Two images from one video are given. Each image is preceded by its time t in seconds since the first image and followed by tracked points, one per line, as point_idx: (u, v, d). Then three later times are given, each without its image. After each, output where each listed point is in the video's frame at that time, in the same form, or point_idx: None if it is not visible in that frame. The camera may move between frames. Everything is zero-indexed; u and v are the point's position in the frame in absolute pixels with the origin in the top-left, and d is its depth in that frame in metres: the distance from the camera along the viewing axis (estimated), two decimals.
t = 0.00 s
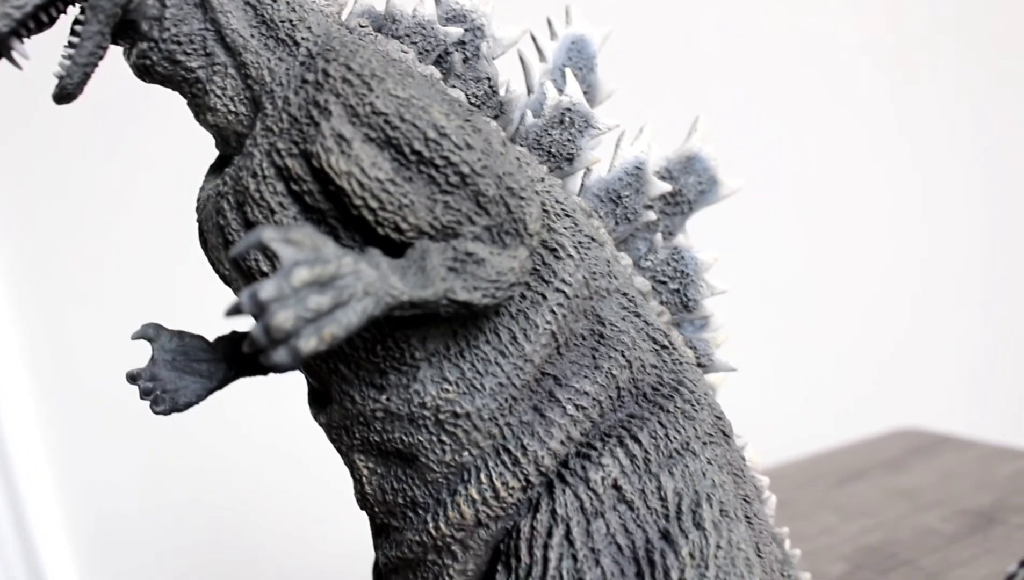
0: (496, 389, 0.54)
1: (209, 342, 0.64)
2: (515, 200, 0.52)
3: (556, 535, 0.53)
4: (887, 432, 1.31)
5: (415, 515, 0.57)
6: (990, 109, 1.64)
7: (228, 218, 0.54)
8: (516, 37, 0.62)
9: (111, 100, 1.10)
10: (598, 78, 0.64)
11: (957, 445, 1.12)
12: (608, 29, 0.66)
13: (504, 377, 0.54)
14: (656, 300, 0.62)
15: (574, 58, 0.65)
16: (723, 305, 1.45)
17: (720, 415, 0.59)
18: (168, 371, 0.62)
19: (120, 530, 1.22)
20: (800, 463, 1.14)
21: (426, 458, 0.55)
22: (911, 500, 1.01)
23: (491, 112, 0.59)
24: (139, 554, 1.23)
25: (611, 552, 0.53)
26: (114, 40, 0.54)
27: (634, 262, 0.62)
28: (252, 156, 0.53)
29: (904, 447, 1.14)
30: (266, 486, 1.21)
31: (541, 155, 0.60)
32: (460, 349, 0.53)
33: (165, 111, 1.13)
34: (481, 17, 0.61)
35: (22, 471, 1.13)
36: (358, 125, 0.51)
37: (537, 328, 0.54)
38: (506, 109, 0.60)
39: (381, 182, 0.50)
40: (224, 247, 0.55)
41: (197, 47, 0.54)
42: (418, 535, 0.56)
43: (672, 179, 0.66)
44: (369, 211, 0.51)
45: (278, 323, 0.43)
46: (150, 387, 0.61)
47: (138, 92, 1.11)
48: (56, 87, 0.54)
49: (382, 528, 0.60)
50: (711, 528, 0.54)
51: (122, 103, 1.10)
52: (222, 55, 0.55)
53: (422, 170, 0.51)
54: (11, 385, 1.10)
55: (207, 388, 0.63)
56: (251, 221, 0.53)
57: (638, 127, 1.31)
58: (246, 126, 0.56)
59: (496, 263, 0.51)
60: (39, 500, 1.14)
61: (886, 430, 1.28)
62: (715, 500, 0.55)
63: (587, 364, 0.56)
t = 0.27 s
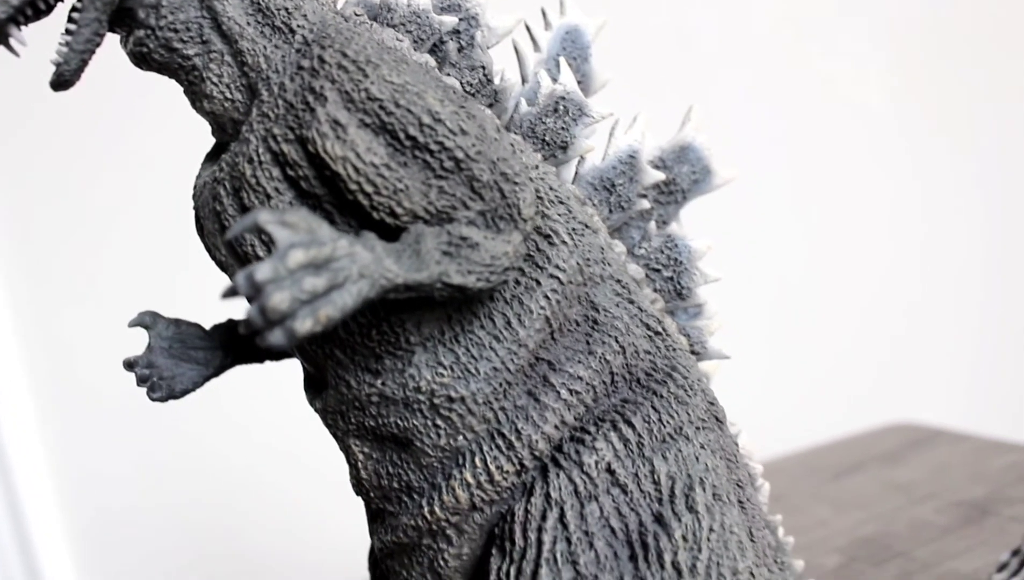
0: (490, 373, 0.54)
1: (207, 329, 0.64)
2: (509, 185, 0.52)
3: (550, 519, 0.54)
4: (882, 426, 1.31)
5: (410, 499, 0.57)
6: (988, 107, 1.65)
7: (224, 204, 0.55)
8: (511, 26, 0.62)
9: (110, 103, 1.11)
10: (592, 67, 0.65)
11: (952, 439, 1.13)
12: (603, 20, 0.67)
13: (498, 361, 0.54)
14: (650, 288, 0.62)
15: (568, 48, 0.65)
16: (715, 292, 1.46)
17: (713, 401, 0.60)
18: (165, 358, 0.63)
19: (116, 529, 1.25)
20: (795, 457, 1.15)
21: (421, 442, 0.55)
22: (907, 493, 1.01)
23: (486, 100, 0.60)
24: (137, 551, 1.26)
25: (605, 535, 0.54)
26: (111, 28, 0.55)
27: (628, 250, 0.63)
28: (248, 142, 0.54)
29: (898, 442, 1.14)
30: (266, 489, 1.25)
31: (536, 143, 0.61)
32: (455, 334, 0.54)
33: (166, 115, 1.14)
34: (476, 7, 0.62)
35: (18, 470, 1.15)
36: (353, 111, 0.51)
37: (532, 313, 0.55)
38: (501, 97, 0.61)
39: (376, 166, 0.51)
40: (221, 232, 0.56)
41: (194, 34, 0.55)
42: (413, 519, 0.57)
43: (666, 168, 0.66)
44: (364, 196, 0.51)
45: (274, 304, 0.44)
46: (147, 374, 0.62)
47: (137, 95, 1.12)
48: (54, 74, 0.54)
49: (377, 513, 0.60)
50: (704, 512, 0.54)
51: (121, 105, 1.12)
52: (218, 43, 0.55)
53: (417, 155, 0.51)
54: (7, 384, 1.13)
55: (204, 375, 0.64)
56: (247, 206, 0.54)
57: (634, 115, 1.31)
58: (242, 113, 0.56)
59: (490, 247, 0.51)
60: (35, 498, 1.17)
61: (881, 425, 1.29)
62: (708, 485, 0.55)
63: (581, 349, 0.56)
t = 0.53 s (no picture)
0: (486, 363, 0.54)
1: (203, 321, 0.65)
2: (504, 175, 0.52)
3: (545, 508, 0.54)
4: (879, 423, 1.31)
5: (406, 490, 0.57)
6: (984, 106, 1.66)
7: (221, 194, 0.55)
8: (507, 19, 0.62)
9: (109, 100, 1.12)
10: (588, 60, 0.65)
11: (948, 435, 1.13)
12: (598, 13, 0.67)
13: (494, 351, 0.54)
14: (645, 279, 0.63)
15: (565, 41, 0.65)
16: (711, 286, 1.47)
17: (708, 391, 0.60)
18: (162, 350, 0.63)
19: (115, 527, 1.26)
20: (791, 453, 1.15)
21: (417, 432, 0.55)
22: (902, 489, 1.02)
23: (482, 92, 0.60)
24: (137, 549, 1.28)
25: (600, 524, 0.54)
26: (108, 19, 0.55)
27: (624, 242, 0.63)
28: (244, 133, 0.54)
29: (892, 439, 1.15)
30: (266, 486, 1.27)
31: (532, 135, 0.61)
32: (450, 324, 0.54)
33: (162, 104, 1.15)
34: None
35: (17, 471, 1.16)
36: (349, 101, 0.51)
37: (527, 304, 0.55)
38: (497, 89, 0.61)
39: (372, 156, 0.51)
40: (217, 222, 0.56)
41: (190, 26, 0.55)
42: (409, 509, 0.57)
43: (662, 161, 0.66)
44: (360, 185, 0.51)
45: (270, 292, 0.44)
46: (143, 365, 0.62)
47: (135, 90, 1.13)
48: (51, 65, 0.54)
49: (373, 504, 0.60)
50: (699, 501, 0.54)
51: (120, 102, 1.12)
52: (215, 35, 0.55)
53: (412, 145, 0.51)
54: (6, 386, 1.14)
55: (201, 367, 0.64)
56: (243, 196, 0.54)
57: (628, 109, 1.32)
58: (239, 103, 0.56)
59: (485, 237, 0.51)
60: (34, 498, 1.18)
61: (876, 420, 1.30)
62: (703, 475, 0.55)
63: (577, 340, 0.56)
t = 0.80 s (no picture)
0: (479, 354, 0.55)
1: (199, 313, 0.65)
2: (497, 166, 0.53)
3: (538, 498, 0.54)
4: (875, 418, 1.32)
5: (400, 480, 0.58)
6: (981, 102, 1.66)
7: (215, 186, 0.55)
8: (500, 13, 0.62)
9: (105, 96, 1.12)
10: (582, 54, 0.65)
11: (944, 430, 1.14)
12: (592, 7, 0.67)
13: (487, 342, 0.55)
14: (639, 272, 0.63)
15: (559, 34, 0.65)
16: (707, 279, 1.48)
17: (701, 382, 0.60)
18: (157, 342, 0.63)
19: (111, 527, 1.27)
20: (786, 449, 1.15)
21: (410, 422, 0.56)
22: (896, 484, 1.02)
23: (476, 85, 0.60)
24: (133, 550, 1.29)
25: (593, 515, 0.54)
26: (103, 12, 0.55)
27: (617, 235, 0.63)
28: (238, 125, 0.54)
29: (886, 435, 1.15)
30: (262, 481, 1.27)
31: (525, 127, 0.61)
32: (444, 315, 0.54)
33: (159, 106, 1.15)
34: None
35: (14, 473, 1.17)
36: (342, 93, 0.52)
37: (520, 295, 0.55)
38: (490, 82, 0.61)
39: (365, 148, 0.51)
40: (212, 214, 0.56)
41: (185, 19, 0.55)
42: (403, 500, 0.57)
43: (656, 154, 0.67)
44: (353, 177, 0.52)
45: (263, 281, 0.44)
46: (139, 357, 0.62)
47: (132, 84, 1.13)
48: (46, 58, 0.55)
49: (368, 495, 0.61)
50: (690, 491, 0.55)
51: (116, 97, 1.12)
52: (209, 27, 0.56)
53: (406, 137, 0.52)
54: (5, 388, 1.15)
55: (196, 359, 0.64)
56: (238, 188, 0.54)
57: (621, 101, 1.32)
58: (233, 96, 0.56)
59: (478, 228, 0.52)
60: (32, 498, 1.19)
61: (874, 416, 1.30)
62: (695, 465, 0.56)
63: (570, 331, 0.56)
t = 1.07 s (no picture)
0: (474, 343, 0.55)
1: (195, 305, 0.65)
2: (491, 155, 0.53)
3: (533, 487, 0.54)
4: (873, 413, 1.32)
5: (395, 470, 0.58)
6: (982, 102, 1.66)
7: (211, 175, 0.55)
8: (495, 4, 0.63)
9: (104, 93, 1.13)
10: (577, 46, 0.65)
11: (940, 425, 1.14)
12: None
13: (482, 332, 0.55)
14: (634, 262, 0.63)
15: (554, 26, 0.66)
16: (704, 270, 1.48)
17: (696, 372, 0.60)
18: (154, 333, 0.63)
19: (111, 526, 1.27)
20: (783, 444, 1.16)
21: (406, 412, 0.56)
22: (892, 478, 1.02)
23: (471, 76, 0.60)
24: (133, 550, 1.29)
25: (587, 503, 0.54)
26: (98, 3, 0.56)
27: (612, 226, 0.63)
28: (234, 115, 0.54)
29: (883, 430, 1.15)
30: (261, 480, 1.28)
31: (520, 119, 0.61)
32: (439, 304, 0.54)
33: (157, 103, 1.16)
34: None
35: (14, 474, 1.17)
36: (337, 83, 0.52)
37: (515, 285, 0.55)
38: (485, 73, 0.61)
39: (360, 137, 0.51)
40: (207, 204, 0.56)
41: (180, 10, 0.56)
42: (398, 489, 0.57)
43: (651, 145, 0.67)
44: (348, 165, 0.52)
45: (258, 269, 0.44)
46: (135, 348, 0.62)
47: (131, 83, 1.14)
48: (42, 49, 0.55)
49: (364, 485, 0.61)
50: (685, 480, 0.55)
51: (115, 95, 1.14)
52: (205, 18, 0.56)
53: (400, 126, 0.52)
54: (4, 391, 1.15)
55: (192, 350, 0.64)
56: (233, 177, 0.54)
57: (616, 93, 1.33)
58: (229, 87, 0.57)
59: (472, 217, 0.52)
60: (32, 499, 1.19)
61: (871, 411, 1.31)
62: (690, 454, 0.56)
63: (565, 320, 0.57)
